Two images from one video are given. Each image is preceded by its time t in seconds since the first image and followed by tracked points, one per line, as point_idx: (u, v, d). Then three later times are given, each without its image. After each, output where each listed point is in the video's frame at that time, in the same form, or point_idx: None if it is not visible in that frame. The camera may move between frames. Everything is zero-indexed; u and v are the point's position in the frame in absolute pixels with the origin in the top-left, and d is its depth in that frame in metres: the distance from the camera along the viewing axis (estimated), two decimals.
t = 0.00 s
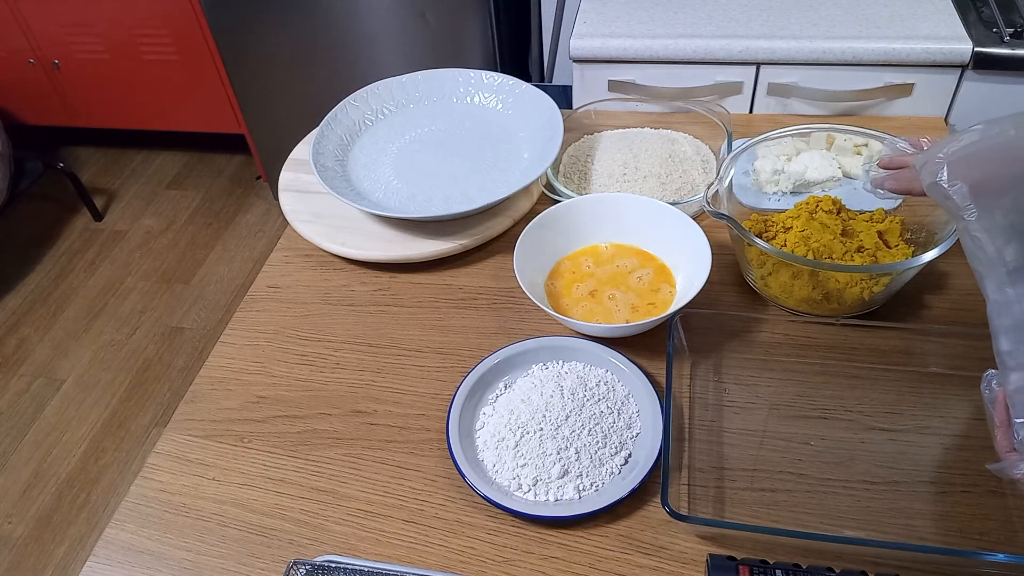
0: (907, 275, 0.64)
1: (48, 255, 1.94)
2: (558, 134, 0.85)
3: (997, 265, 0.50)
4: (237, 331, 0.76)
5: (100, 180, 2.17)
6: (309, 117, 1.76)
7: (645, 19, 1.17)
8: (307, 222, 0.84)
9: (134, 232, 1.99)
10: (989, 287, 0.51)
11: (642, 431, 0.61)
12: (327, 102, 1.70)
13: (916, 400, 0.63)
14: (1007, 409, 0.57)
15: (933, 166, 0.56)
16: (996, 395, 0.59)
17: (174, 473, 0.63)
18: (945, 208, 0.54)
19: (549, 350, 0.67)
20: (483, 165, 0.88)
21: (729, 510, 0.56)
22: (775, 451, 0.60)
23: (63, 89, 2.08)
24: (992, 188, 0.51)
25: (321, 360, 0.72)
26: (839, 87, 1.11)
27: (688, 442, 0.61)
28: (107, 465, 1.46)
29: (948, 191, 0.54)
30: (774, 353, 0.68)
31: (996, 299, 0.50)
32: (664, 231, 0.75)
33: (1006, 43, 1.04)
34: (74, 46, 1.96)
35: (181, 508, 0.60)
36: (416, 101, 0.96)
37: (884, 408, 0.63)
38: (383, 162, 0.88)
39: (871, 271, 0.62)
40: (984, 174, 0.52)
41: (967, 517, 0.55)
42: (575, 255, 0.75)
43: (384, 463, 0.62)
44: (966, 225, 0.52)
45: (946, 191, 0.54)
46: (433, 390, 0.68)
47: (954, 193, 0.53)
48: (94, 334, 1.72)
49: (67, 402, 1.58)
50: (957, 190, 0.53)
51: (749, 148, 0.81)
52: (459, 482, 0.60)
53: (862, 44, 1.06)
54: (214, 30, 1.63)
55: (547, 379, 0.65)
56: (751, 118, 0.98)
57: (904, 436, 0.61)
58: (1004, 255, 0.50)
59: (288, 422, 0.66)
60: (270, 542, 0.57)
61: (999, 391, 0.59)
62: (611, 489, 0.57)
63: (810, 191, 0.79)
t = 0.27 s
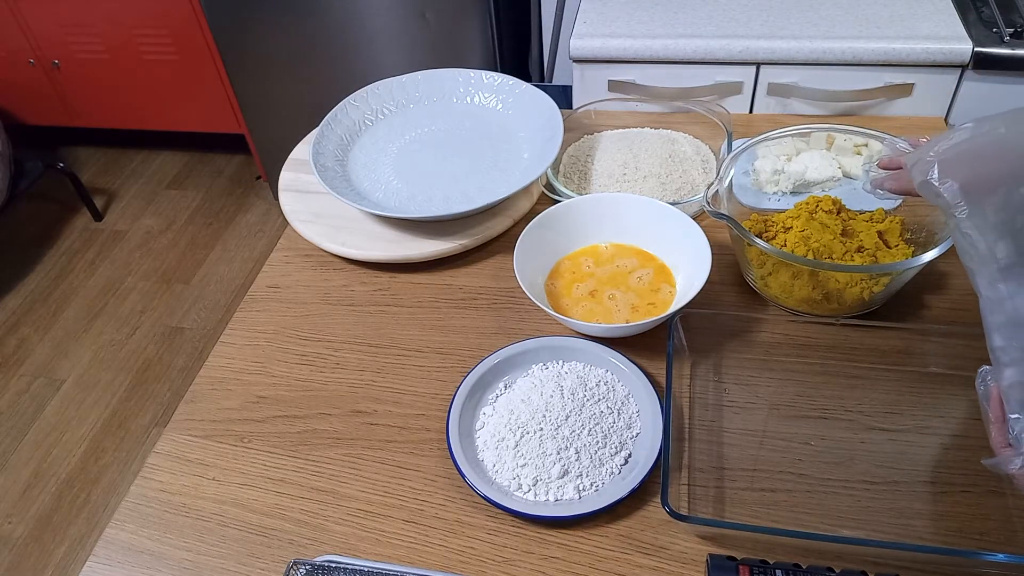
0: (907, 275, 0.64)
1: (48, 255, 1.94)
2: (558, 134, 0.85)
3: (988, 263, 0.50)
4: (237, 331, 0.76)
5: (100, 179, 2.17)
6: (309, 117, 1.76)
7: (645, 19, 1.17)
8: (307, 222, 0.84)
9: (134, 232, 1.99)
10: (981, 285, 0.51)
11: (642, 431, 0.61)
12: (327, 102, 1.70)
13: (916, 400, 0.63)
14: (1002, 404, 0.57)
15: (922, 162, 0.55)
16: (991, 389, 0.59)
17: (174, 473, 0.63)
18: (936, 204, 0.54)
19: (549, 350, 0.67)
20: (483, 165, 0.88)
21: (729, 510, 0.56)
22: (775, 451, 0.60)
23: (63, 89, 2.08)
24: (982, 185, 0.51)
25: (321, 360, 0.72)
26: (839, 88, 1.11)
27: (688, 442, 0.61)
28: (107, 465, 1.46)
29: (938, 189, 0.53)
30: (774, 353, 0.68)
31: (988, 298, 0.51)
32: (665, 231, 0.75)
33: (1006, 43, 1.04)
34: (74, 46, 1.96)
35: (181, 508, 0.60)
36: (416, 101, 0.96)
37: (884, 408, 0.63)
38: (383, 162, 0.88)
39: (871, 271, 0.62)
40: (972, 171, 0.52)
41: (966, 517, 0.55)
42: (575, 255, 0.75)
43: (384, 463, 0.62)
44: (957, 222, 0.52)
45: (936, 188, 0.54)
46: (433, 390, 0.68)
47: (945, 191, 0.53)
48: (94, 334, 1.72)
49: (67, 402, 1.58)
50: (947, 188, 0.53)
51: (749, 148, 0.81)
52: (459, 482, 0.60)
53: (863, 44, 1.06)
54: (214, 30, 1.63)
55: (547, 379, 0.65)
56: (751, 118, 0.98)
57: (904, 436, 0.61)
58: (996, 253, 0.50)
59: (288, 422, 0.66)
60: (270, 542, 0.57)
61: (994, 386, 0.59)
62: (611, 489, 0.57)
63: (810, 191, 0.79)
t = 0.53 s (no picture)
0: (907, 275, 0.64)
1: (48, 255, 1.94)
2: (558, 134, 0.85)
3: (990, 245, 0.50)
4: (237, 331, 0.76)
5: (100, 179, 2.17)
6: (309, 117, 1.76)
7: (645, 19, 1.17)
8: (307, 222, 0.84)
9: (134, 232, 1.99)
10: (980, 268, 0.51)
11: (642, 431, 0.61)
12: (327, 102, 1.70)
13: (915, 400, 0.63)
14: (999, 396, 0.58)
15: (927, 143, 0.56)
16: (987, 380, 0.60)
17: (174, 473, 0.63)
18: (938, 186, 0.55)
19: (549, 350, 0.67)
20: (484, 165, 0.88)
21: (729, 510, 0.56)
22: (775, 451, 0.60)
23: (63, 89, 2.08)
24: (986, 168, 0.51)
25: (321, 360, 0.72)
26: (839, 88, 1.11)
27: (688, 442, 0.61)
28: (107, 465, 1.46)
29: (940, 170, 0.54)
30: (774, 353, 0.68)
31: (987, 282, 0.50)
32: (665, 231, 0.75)
33: (1007, 43, 1.04)
34: (74, 46, 1.96)
35: (181, 508, 0.60)
36: (416, 101, 0.96)
37: (884, 409, 0.63)
38: (383, 162, 0.88)
39: (871, 271, 0.62)
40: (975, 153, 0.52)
41: (967, 517, 0.55)
42: (576, 255, 0.75)
43: (384, 463, 0.62)
44: (957, 206, 0.53)
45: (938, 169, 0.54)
46: (433, 389, 0.68)
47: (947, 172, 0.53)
48: (94, 334, 1.72)
49: (67, 402, 1.58)
50: (949, 170, 0.53)
51: (749, 148, 0.81)
52: (459, 482, 0.60)
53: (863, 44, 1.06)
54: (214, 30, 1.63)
55: (547, 379, 0.65)
56: (751, 118, 0.98)
57: (904, 436, 0.61)
58: (996, 236, 0.50)
59: (288, 422, 0.66)
60: (270, 543, 0.57)
61: (991, 376, 0.60)
62: (611, 489, 0.57)
63: (810, 191, 0.79)
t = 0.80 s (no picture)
0: (907, 274, 0.64)
1: (48, 255, 1.94)
2: (558, 134, 0.85)
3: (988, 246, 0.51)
4: (237, 331, 0.76)
5: (100, 180, 2.17)
6: (309, 117, 1.76)
7: (645, 19, 1.17)
8: (307, 222, 0.84)
9: (134, 232, 1.99)
10: (979, 271, 0.51)
11: (642, 431, 0.61)
12: (327, 102, 1.70)
13: (915, 400, 0.63)
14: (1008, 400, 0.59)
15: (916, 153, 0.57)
16: (995, 383, 0.60)
17: (174, 473, 0.63)
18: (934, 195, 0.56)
19: (549, 351, 0.67)
20: (484, 165, 0.88)
21: (729, 510, 0.56)
22: (775, 451, 0.60)
23: (63, 89, 2.08)
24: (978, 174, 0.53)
25: (321, 360, 0.72)
26: (839, 88, 1.11)
27: (688, 442, 0.61)
28: (107, 465, 1.46)
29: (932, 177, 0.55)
30: (774, 353, 0.68)
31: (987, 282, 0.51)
32: (665, 231, 0.75)
33: (1007, 43, 1.04)
34: (74, 46, 1.96)
35: (181, 507, 0.60)
36: (416, 101, 0.96)
37: (884, 409, 0.63)
38: (383, 162, 0.88)
39: (871, 271, 0.62)
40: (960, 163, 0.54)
41: (967, 517, 0.55)
42: (576, 255, 0.75)
43: (384, 463, 0.62)
44: (954, 211, 0.54)
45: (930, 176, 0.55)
46: (433, 389, 0.68)
47: (938, 179, 0.55)
48: (95, 334, 1.72)
49: (67, 403, 1.58)
50: (940, 177, 0.55)
51: (748, 149, 0.81)
52: (459, 482, 0.60)
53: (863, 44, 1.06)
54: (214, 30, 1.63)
55: (547, 379, 0.65)
56: (751, 118, 0.98)
57: (904, 436, 0.61)
58: (994, 239, 0.51)
59: (288, 422, 0.66)
60: (270, 543, 0.57)
61: (1000, 380, 0.60)
62: (611, 489, 0.57)
63: (810, 191, 0.79)
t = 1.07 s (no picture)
0: (907, 274, 0.64)
1: (48, 255, 1.94)
2: (558, 134, 0.85)
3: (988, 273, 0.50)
4: (237, 331, 0.76)
5: (101, 180, 2.17)
6: (309, 117, 1.76)
7: (645, 19, 1.17)
8: (307, 222, 0.84)
9: (134, 232, 1.99)
10: (986, 297, 0.51)
11: (642, 431, 0.61)
12: (328, 102, 1.70)
13: (915, 400, 0.63)
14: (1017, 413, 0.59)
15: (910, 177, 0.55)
16: (1005, 403, 0.60)
17: (174, 473, 0.63)
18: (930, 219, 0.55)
19: (549, 350, 0.67)
20: (484, 165, 0.88)
21: (729, 510, 0.56)
22: (775, 451, 0.60)
23: (63, 89, 2.08)
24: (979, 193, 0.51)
25: (321, 360, 0.72)
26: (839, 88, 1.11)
27: (688, 442, 0.61)
28: (107, 465, 1.46)
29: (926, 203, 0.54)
30: (774, 353, 0.68)
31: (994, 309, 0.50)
32: (665, 231, 0.75)
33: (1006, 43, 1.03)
34: (74, 46, 1.96)
35: (181, 507, 0.60)
36: (415, 101, 0.96)
37: (884, 409, 0.63)
38: (383, 162, 0.88)
39: (870, 271, 0.62)
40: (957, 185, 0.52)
41: (967, 517, 0.55)
42: (575, 255, 0.75)
43: (384, 463, 0.62)
44: (954, 237, 0.52)
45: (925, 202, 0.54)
46: (433, 389, 0.68)
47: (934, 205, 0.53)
48: (95, 334, 1.72)
49: (67, 403, 1.58)
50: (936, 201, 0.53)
51: (748, 149, 0.81)
52: (459, 482, 0.60)
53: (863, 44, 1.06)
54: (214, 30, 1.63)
55: (547, 379, 0.65)
56: (751, 118, 0.98)
57: (904, 436, 0.61)
58: (996, 264, 0.49)
59: (288, 422, 0.66)
60: (270, 543, 0.57)
61: (1009, 399, 0.60)
62: (611, 489, 0.57)
63: (810, 191, 0.79)
